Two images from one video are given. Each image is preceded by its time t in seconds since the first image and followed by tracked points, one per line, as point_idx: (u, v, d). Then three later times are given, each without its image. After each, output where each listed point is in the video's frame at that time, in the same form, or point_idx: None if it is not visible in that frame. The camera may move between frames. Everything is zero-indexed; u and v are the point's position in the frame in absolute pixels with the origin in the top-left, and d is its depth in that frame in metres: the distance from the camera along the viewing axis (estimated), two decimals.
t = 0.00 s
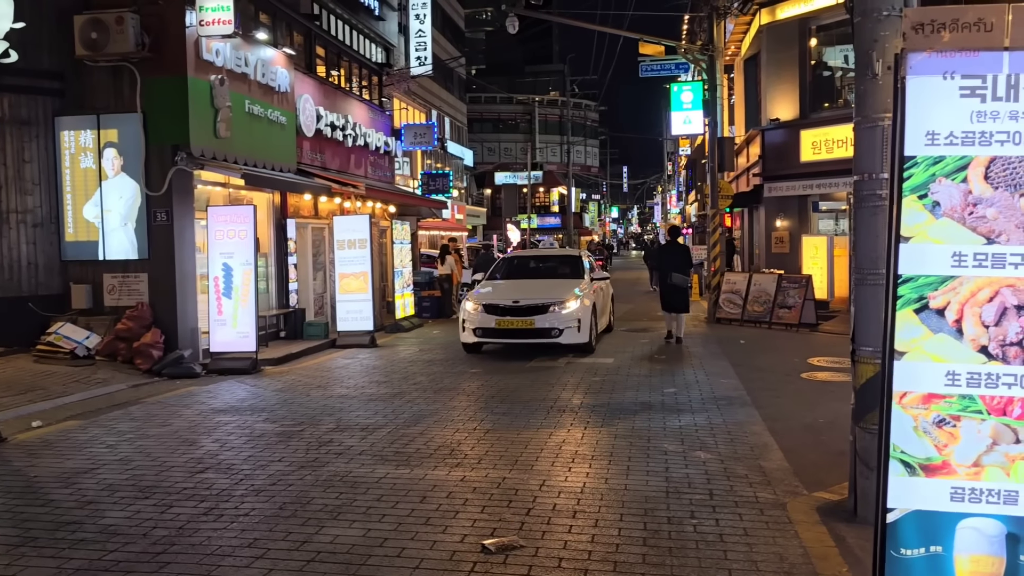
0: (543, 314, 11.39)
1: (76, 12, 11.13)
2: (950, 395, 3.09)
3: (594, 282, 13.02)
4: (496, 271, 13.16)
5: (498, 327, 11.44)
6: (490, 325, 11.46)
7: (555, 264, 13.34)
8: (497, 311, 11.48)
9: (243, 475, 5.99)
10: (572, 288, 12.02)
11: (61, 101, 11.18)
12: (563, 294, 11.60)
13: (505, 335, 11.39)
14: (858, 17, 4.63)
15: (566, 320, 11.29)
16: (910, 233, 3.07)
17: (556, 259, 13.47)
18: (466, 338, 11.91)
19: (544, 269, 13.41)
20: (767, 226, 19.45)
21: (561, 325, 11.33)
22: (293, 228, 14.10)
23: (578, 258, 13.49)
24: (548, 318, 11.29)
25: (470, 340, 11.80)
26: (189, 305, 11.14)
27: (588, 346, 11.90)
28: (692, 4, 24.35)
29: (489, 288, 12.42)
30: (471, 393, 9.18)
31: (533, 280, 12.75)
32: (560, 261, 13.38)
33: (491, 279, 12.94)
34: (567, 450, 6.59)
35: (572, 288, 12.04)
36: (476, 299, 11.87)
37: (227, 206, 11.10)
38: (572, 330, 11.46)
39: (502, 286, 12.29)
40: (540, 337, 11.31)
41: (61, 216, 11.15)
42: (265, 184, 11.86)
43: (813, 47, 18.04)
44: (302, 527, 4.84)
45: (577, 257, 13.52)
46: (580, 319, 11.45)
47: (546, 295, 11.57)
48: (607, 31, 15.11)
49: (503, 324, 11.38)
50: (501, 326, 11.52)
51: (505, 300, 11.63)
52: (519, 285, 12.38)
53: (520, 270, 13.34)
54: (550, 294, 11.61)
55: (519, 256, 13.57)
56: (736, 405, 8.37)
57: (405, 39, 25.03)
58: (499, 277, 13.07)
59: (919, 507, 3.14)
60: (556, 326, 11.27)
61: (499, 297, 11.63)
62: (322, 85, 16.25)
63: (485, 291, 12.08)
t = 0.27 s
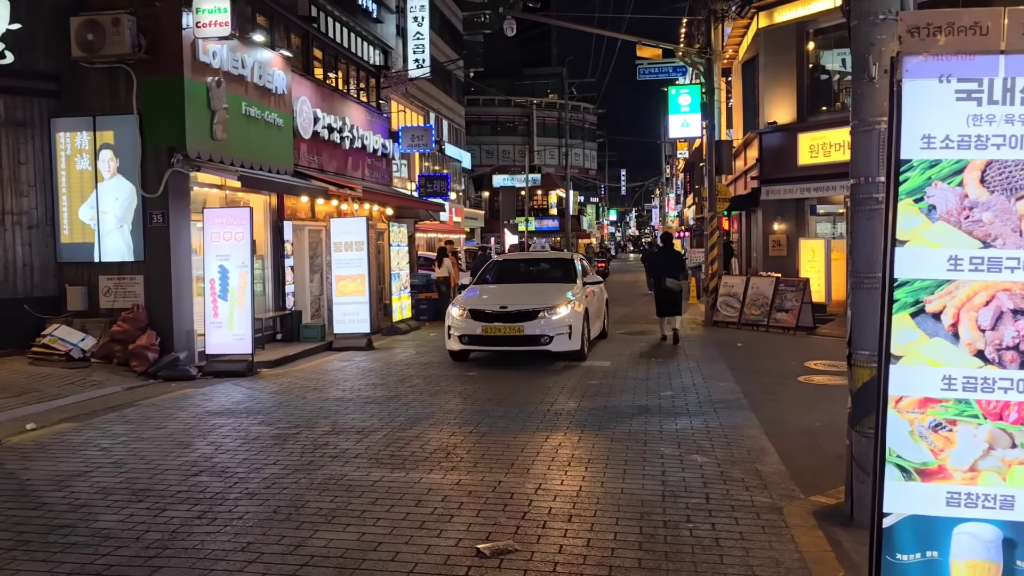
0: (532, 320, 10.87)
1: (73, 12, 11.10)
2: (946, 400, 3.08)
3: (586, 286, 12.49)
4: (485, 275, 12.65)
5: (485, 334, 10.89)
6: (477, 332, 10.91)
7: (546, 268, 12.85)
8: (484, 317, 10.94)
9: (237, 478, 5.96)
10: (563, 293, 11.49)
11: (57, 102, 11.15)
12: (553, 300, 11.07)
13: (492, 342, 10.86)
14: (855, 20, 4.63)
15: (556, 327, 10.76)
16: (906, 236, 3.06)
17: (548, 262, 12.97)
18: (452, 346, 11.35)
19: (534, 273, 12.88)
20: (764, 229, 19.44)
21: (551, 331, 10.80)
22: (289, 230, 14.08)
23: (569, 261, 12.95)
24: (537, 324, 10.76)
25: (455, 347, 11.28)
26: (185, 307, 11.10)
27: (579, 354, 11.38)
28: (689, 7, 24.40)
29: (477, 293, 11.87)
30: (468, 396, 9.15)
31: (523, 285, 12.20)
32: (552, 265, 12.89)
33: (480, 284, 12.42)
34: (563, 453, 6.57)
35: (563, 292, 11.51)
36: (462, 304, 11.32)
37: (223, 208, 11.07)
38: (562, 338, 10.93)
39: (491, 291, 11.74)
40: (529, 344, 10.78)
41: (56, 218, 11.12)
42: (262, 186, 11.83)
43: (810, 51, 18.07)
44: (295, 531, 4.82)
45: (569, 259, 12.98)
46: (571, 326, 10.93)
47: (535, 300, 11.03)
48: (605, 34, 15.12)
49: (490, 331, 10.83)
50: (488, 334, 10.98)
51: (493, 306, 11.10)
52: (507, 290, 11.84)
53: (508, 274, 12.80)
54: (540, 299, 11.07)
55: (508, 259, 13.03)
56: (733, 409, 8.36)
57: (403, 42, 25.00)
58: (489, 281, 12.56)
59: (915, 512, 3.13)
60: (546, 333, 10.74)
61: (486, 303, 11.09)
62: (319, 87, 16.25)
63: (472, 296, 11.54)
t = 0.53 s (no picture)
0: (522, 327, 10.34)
1: (69, 14, 11.08)
2: (943, 403, 3.07)
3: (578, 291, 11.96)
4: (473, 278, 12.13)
5: (471, 342, 10.35)
6: (463, 339, 10.37)
7: (537, 271, 12.31)
8: (471, 323, 10.40)
9: (233, 481, 5.94)
10: (554, 297, 10.97)
11: (53, 104, 11.12)
12: (544, 305, 10.54)
13: (480, 350, 10.31)
14: (851, 23, 4.63)
15: (546, 334, 10.24)
16: (903, 239, 3.05)
17: (539, 265, 12.43)
18: (437, 354, 10.81)
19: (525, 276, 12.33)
20: (761, 232, 19.46)
21: (542, 339, 10.28)
22: (286, 233, 14.07)
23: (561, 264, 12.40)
24: (527, 331, 10.24)
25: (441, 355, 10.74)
26: (181, 309, 11.08)
27: (571, 361, 10.87)
28: (687, 10, 24.44)
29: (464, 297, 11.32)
30: (465, 399, 9.13)
31: (513, 289, 11.66)
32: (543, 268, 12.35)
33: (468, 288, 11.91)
34: (560, 456, 6.55)
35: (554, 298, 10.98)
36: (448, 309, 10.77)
37: (220, 210, 11.06)
38: (553, 346, 10.41)
39: (479, 296, 11.18)
40: (518, 353, 10.26)
41: (53, 220, 11.08)
42: (259, 188, 11.82)
43: (808, 54, 18.11)
44: (291, 534, 4.79)
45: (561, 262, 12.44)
46: (563, 333, 10.42)
47: (524, 306, 10.50)
48: (602, 37, 15.13)
49: (477, 338, 10.30)
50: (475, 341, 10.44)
51: (480, 312, 10.56)
52: (496, 294, 11.29)
53: (497, 277, 12.26)
54: (529, 304, 10.54)
55: (497, 262, 12.47)
56: (730, 412, 8.35)
57: (400, 44, 24.83)
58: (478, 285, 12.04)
59: (912, 515, 3.12)
60: (536, 340, 10.22)
61: (473, 308, 10.55)
62: (316, 89, 16.23)
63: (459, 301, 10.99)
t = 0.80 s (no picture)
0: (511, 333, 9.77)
1: (66, 15, 11.05)
2: (940, 404, 3.07)
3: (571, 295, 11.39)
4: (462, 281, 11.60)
5: (457, 348, 9.76)
6: (448, 346, 9.78)
7: (528, 273, 11.74)
8: (456, 328, 9.82)
9: (229, 483, 5.92)
10: (546, 302, 10.40)
11: (50, 105, 11.09)
12: (535, 310, 9.98)
13: (466, 357, 9.73)
14: (848, 24, 4.64)
15: (536, 341, 9.68)
16: (900, 240, 3.05)
17: (530, 267, 11.86)
18: (422, 361, 10.21)
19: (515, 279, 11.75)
20: (758, 234, 19.49)
21: (532, 346, 9.71)
22: (283, 234, 14.06)
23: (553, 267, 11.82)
24: (517, 338, 9.66)
25: (426, 362, 10.15)
26: (178, 311, 11.05)
27: (562, 369, 10.32)
28: (684, 12, 24.47)
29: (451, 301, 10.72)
30: (462, 400, 9.12)
31: (502, 292, 11.07)
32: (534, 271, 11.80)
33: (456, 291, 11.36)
34: (557, 458, 6.54)
35: (546, 302, 10.40)
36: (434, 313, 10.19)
37: (217, 211, 11.04)
38: (543, 353, 9.85)
39: (466, 299, 10.59)
40: (507, 360, 9.68)
41: (49, 221, 11.06)
42: (256, 189, 11.82)
43: (805, 56, 18.14)
44: (287, 536, 4.78)
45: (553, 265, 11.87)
46: (554, 339, 9.86)
47: (514, 310, 9.93)
48: (600, 38, 15.13)
49: (463, 345, 9.70)
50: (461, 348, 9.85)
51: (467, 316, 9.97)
52: (486, 297, 10.71)
53: (486, 280, 11.70)
54: (520, 309, 9.97)
55: (486, 264, 11.90)
56: (727, 413, 8.35)
57: (397, 45, 24.93)
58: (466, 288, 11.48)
59: (909, 516, 3.12)
60: (526, 347, 9.65)
61: (459, 313, 9.95)
62: (314, 90, 16.22)
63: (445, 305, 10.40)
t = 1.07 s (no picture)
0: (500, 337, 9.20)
1: (63, 15, 11.04)
2: (938, 404, 3.06)
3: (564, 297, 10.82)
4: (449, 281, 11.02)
5: (443, 353, 9.19)
6: (434, 351, 9.21)
7: (520, 274, 11.16)
8: (443, 332, 9.25)
9: (227, 484, 5.91)
10: (538, 304, 9.85)
11: (47, 105, 11.08)
12: (526, 313, 9.42)
13: (452, 363, 9.16)
14: (846, 24, 4.64)
15: (528, 345, 9.11)
16: (898, 240, 3.04)
17: (522, 267, 11.28)
18: (406, 367, 9.63)
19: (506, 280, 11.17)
20: (756, 234, 19.50)
21: (523, 351, 9.15)
22: (281, 234, 14.06)
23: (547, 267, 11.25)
24: (507, 343, 9.10)
25: (410, 368, 9.57)
26: (177, 312, 11.04)
27: (555, 376, 9.77)
28: (683, 12, 24.48)
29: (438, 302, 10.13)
30: (460, 401, 9.10)
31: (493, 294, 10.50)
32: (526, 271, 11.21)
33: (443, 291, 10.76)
34: (555, 459, 6.53)
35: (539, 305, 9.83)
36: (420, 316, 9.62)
37: (215, 212, 11.02)
38: (535, 359, 9.28)
39: (454, 301, 10.02)
40: (496, 366, 9.12)
41: (47, 222, 11.04)
42: (255, 190, 11.81)
43: (803, 56, 18.16)
44: (284, 537, 4.77)
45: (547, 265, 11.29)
46: (546, 343, 9.29)
47: (504, 313, 9.36)
48: (598, 39, 15.14)
49: (450, 350, 9.13)
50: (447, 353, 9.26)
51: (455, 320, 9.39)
52: (475, 299, 10.15)
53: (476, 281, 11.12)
54: (510, 312, 9.41)
55: (475, 264, 11.32)
56: (726, 413, 8.35)
57: (396, 45, 24.95)
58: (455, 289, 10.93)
59: (908, 517, 3.11)
60: (516, 352, 9.09)
61: (446, 316, 9.38)
62: (312, 90, 16.20)
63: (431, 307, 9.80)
